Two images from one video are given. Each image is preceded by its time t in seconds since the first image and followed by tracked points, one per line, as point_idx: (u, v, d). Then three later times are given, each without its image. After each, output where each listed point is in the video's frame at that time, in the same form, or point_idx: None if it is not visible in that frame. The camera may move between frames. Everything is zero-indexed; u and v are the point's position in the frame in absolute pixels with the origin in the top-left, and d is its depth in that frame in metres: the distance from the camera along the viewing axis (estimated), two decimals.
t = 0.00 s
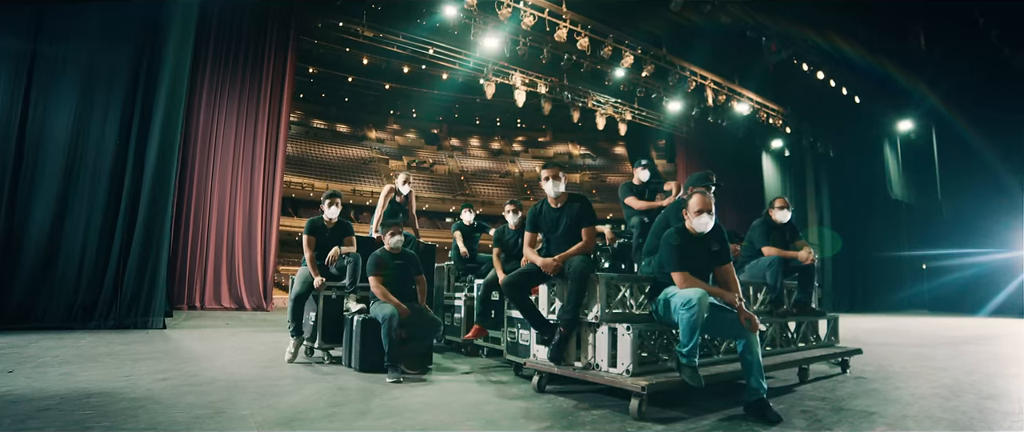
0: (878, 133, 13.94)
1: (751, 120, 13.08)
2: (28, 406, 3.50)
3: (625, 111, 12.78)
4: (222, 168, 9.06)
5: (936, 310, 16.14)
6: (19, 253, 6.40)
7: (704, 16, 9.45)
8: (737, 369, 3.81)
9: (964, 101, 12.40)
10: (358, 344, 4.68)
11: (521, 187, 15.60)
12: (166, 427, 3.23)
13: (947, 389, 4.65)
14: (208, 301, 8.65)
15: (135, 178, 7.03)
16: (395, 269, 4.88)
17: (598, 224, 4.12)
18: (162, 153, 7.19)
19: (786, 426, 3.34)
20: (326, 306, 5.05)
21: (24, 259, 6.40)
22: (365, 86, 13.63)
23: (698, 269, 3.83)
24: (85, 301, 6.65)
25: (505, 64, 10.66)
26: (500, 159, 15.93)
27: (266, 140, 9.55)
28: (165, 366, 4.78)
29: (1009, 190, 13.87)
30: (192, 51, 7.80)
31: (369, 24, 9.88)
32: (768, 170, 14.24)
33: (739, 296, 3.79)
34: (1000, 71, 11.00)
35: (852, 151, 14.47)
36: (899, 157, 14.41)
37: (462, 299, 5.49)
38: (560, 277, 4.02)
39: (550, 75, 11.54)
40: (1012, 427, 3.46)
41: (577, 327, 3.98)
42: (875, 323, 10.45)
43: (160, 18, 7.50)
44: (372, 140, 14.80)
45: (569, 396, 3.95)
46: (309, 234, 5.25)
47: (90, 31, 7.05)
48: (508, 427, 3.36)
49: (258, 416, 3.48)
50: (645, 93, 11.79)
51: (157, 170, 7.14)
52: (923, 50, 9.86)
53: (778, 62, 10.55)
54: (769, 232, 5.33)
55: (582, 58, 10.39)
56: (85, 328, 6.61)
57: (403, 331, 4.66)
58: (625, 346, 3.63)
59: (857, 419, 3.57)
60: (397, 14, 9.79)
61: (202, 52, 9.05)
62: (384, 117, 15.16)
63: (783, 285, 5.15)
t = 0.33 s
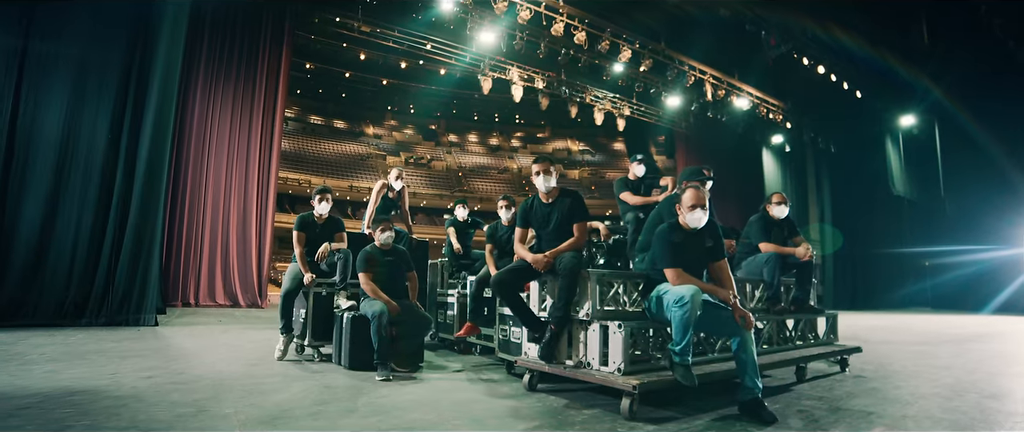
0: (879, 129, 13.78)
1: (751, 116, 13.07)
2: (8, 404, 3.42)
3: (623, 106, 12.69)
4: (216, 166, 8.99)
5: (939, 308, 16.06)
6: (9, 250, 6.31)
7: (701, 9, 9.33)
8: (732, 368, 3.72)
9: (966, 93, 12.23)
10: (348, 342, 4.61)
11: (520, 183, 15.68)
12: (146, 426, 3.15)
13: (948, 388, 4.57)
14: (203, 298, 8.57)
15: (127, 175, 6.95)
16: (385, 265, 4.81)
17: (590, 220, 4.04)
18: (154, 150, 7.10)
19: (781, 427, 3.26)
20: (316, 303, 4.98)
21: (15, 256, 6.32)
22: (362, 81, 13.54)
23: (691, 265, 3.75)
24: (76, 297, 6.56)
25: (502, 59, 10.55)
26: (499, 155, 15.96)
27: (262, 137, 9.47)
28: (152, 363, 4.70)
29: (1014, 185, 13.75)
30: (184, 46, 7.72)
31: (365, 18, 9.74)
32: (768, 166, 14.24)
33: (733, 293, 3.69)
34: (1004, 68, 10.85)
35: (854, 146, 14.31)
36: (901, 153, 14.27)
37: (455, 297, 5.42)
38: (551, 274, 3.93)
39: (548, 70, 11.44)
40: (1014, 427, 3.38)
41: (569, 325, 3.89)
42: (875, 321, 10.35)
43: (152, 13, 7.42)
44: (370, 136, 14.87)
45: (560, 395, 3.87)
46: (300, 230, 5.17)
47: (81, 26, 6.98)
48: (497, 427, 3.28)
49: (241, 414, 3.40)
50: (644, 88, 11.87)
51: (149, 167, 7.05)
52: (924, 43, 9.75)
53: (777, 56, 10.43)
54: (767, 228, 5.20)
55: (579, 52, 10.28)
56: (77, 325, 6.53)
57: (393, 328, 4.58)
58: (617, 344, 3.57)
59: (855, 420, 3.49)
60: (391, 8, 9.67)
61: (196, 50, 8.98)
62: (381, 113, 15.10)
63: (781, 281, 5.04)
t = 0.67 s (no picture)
0: (885, 124, 13.58)
1: (752, 110, 12.82)
2: None
3: (624, 101, 12.51)
4: (213, 164, 8.94)
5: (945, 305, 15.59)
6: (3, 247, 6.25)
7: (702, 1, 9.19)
8: (728, 367, 3.64)
9: (973, 86, 12.05)
10: (338, 339, 4.55)
11: (521, 179, 15.63)
12: (127, 425, 3.08)
13: (952, 388, 4.46)
14: (199, 296, 8.52)
15: (120, 171, 6.86)
16: (376, 262, 4.73)
17: (583, 216, 3.94)
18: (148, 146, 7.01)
19: (778, 428, 3.17)
20: (308, 301, 4.91)
21: (9, 253, 6.25)
22: (361, 77, 13.50)
23: (686, 261, 3.65)
24: (70, 295, 6.48)
25: (500, 54, 10.44)
26: (499, 151, 15.81)
27: (259, 134, 9.40)
28: (142, 361, 4.63)
29: None
30: (178, 41, 7.59)
31: (362, 13, 9.65)
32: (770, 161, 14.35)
33: (729, 290, 3.60)
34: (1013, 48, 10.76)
35: (859, 141, 14.15)
36: (906, 148, 14.05)
37: (449, 294, 5.36)
38: (543, 270, 3.86)
39: (547, 65, 11.29)
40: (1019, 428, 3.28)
41: (561, 323, 3.82)
42: (879, 319, 10.23)
43: (146, 7, 7.30)
44: (370, 133, 14.78)
45: (552, 394, 3.80)
46: (291, 226, 5.10)
47: (74, 21, 6.92)
48: (486, 426, 3.20)
49: (225, 413, 3.33)
50: (643, 83, 11.52)
51: (143, 164, 6.96)
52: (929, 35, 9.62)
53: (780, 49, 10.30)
54: (766, 225, 5.07)
55: (578, 47, 10.16)
56: (70, 323, 6.42)
57: (384, 326, 4.51)
58: (609, 342, 3.48)
59: (855, 420, 3.39)
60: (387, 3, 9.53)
61: (191, 48, 8.96)
62: (381, 109, 15.01)
63: (780, 278, 4.94)
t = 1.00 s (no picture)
0: (889, 119, 13.45)
1: (755, 104, 12.65)
2: None
3: (625, 96, 12.47)
4: (209, 162, 8.89)
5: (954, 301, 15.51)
6: None
7: None
8: (723, 366, 3.55)
9: (982, 79, 11.85)
10: (328, 337, 4.48)
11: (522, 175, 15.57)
12: (106, 424, 3.01)
13: (957, 388, 4.35)
14: (196, 292, 8.47)
15: (115, 166, 6.74)
16: (367, 258, 4.66)
17: (575, 211, 3.85)
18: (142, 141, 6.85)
19: (773, 429, 3.08)
20: (299, 297, 4.85)
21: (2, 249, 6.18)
22: (361, 73, 13.49)
23: (679, 258, 3.56)
24: (63, 292, 6.40)
25: (499, 48, 10.33)
26: (500, 146, 15.87)
27: (256, 131, 9.33)
28: (131, 358, 4.56)
29: None
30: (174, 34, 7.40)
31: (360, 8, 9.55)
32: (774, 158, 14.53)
33: (724, 287, 3.52)
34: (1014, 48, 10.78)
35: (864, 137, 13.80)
36: (911, 142, 13.95)
37: (442, 291, 5.30)
38: (533, 267, 3.78)
39: (546, 59, 11.19)
40: None
41: (551, 320, 3.73)
42: (883, 316, 10.09)
43: None
44: (369, 129, 14.72)
45: (543, 394, 3.72)
46: (281, 222, 5.02)
47: (66, 15, 6.79)
48: (472, 426, 3.13)
49: (208, 412, 3.26)
50: (645, 78, 11.44)
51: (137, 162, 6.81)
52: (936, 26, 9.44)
53: (782, 43, 10.18)
54: (765, 220, 4.94)
55: (577, 42, 10.06)
56: (64, 319, 6.35)
57: (374, 324, 4.44)
58: (600, 340, 3.40)
59: (854, 422, 3.29)
60: None
61: (188, 45, 8.93)
62: (381, 105, 15.01)
63: (779, 275, 4.83)
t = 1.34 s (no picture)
0: (895, 113, 13.25)
1: (757, 99, 12.47)
2: None
3: (625, 91, 12.27)
4: (206, 157, 8.83)
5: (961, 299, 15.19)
6: None
7: None
8: (717, 365, 3.45)
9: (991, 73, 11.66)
10: (317, 335, 4.41)
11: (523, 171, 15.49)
12: (82, 423, 2.94)
13: (960, 388, 4.24)
14: (192, 289, 8.43)
15: (107, 161, 6.60)
16: (356, 254, 4.59)
17: (565, 205, 3.75)
18: (135, 138, 6.69)
19: (768, 430, 2.99)
20: (288, 294, 4.77)
21: None
22: (361, 69, 13.44)
23: (671, 254, 3.46)
24: (56, 289, 6.32)
25: (497, 43, 10.22)
26: (500, 142, 15.76)
27: (252, 128, 9.22)
28: (119, 355, 4.49)
29: None
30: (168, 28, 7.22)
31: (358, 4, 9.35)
32: (776, 152, 14.00)
33: (718, 284, 3.42)
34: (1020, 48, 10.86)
35: (871, 133, 13.61)
36: (917, 136, 13.78)
37: (435, 288, 5.23)
38: (522, 264, 3.69)
39: (544, 54, 11.06)
40: None
41: (540, 318, 3.65)
42: (888, 314, 9.94)
43: None
44: (369, 125, 14.74)
45: (533, 393, 3.64)
46: (271, 218, 4.95)
47: (56, 8, 6.65)
48: (456, 426, 3.05)
49: (188, 411, 3.19)
50: (645, 72, 11.31)
51: (129, 160, 6.65)
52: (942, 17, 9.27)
53: (784, 36, 10.04)
54: (762, 216, 4.81)
55: (577, 35, 9.94)
56: (57, 316, 6.26)
57: (363, 321, 4.36)
58: (590, 338, 3.31)
59: (851, 423, 3.19)
60: None
61: (184, 39, 8.85)
62: (380, 101, 14.93)
63: (778, 272, 4.70)
